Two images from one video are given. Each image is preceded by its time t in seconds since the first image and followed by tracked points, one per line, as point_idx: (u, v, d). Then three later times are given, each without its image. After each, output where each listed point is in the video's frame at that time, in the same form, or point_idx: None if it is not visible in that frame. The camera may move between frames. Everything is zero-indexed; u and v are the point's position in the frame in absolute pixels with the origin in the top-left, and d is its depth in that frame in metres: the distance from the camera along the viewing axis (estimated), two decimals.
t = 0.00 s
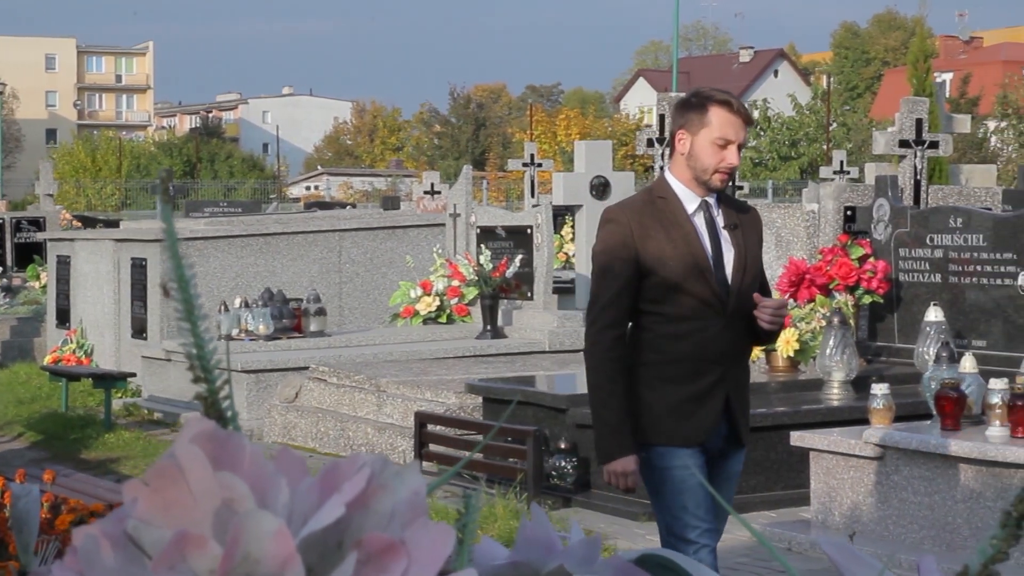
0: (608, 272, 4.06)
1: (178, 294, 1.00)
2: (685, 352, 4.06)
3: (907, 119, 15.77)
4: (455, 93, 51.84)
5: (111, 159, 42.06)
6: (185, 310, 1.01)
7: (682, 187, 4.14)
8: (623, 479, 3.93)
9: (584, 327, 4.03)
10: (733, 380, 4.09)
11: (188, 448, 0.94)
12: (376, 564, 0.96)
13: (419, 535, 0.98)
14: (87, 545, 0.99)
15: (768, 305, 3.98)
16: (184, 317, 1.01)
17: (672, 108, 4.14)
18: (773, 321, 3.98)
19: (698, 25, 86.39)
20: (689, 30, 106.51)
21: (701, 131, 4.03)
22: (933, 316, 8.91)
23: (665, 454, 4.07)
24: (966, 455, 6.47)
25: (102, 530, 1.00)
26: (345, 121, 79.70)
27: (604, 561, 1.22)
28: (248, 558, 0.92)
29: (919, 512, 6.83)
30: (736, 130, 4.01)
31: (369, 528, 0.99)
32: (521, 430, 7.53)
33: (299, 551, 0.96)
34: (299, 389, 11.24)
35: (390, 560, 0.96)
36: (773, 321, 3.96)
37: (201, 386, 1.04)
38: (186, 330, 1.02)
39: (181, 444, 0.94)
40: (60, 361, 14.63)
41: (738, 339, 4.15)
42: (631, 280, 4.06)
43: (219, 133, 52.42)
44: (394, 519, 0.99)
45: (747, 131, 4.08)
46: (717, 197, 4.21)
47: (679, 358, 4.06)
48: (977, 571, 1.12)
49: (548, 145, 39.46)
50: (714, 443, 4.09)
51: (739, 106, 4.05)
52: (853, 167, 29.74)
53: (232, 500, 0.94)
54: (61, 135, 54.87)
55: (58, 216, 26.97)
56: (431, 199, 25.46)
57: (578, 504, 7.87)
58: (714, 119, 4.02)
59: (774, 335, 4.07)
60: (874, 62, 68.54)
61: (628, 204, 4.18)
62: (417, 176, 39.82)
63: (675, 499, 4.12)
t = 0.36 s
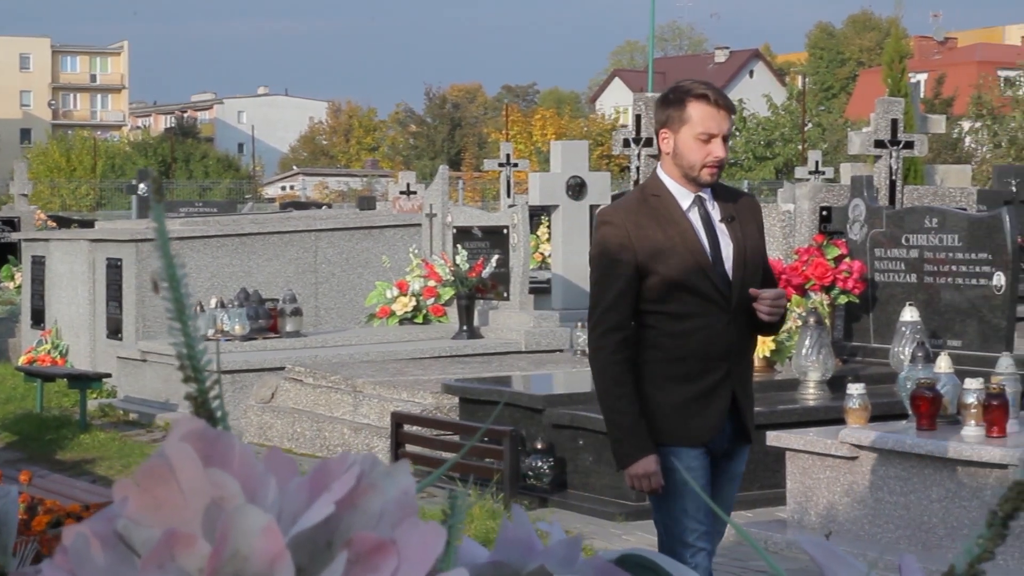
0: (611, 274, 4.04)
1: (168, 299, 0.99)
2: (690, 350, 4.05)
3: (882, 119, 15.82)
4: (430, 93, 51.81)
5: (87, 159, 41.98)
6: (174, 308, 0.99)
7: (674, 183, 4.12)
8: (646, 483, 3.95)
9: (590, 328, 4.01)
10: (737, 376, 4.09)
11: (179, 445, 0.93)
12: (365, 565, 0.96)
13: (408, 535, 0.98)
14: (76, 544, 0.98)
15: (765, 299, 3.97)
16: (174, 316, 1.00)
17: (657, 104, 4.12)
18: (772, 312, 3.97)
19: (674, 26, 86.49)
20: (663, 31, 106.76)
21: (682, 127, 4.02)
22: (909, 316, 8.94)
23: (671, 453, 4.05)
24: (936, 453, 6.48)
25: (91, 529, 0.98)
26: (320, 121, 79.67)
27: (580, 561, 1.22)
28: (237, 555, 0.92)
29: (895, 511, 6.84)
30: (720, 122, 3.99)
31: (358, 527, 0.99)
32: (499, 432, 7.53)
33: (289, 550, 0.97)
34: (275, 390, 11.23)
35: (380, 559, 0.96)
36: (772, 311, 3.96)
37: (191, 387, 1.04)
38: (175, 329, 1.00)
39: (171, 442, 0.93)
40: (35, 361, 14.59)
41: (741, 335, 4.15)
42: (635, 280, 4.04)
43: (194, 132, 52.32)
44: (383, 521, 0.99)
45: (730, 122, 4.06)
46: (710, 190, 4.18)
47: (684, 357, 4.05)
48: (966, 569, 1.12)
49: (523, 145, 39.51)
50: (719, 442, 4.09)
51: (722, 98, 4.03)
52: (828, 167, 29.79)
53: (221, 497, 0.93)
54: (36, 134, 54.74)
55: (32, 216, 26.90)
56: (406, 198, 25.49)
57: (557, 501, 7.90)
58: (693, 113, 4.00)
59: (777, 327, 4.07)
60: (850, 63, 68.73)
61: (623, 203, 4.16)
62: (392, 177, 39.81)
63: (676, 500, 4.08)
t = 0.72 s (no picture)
0: (599, 272, 3.96)
1: (153, 297, 1.00)
2: (681, 351, 3.95)
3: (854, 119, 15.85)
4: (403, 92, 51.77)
5: (59, 160, 41.87)
6: (158, 308, 1.00)
7: (668, 183, 4.05)
8: (633, 484, 3.85)
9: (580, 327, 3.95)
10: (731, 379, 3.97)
11: (164, 446, 0.95)
12: (352, 563, 0.98)
13: (394, 533, 1.00)
14: (62, 545, 0.99)
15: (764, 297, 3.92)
16: (158, 316, 1.01)
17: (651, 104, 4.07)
18: (771, 310, 3.91)
19: (647, 27, 86.60)
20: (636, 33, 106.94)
21: (673, 127, 3.95)
22: (881, 316, 8.98)
23: (659, 458, 3.94)
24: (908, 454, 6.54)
25: (78, 529, 1.00)
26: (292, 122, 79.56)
27: (558, 562, 1.23)
28: (224, 555, 0.95)
29: (867, 511, 6.84)
30: (709, 121, 3.90)
31: (344, 527, 1.01)
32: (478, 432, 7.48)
33: (276, 550, 0.99)
34: (247, 390, 11.21)
35: (366, 558, 0.97)
36: (772, 309, 3.89)
37: (176, 386, 1.04)
38: (161, 330, 1.01)
39: (158, 441, 0.95)
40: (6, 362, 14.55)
41: (736, 336, 4.03)
42: (624, 281, 3.96)
43: (166, 133, 52.25)
44: (369, 518, 1.01)
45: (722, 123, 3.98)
46: (705, 190, 4.10)
47: (674, 358, 3.95)
48: (946, 569, 1.12)
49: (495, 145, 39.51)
50: (714, 446, 3.96)
51: (713, 97, 3.94)
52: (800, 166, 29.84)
53: (208, 498, 0.96)
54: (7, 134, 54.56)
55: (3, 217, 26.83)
56: (379, 198, 25.48)
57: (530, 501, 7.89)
58: (684, 113, 3.93)
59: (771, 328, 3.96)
60: (822, 63, 68.91)
61: (616, 203, 4.08)
62: (365, 176, 39.77)
63: (661, 504, 3.97)
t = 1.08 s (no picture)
0: (565, 266, 3.84)
1: (141, 292, 0.98)
2: (645, 350, 3.78)
3: (828, 120, 15.89)
4: (377, 92, 51.73)
5: (32, 160, 41.76)
6: (147, 305, 0.98)
7: (645, 178, 3.91)
8: (584, 478, 3.64)
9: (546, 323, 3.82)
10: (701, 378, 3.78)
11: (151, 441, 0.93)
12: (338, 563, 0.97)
13: (381, 533, 0.93)
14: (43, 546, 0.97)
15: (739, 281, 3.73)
16: (146, 314, 0.99)
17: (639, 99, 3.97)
18: (748, 298, 3.72)
19: (622, 28, 86.74)
20: (611, 34, 107.21)
21: (657, 117, 3.86)
22: (856, 316, 9.01)
23: (624, 459, 3.79)
24: (882, 454, 6.57)
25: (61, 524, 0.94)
26: (267, 122, 79.48)
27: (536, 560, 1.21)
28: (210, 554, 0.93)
29: (842, 510, 6.84)
30: (693, 114, 3.82)
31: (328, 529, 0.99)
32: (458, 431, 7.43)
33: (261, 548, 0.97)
34: (222, 391, 11.19)
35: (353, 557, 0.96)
36: (749, 298, 3.71)
37: (165, 386, 1.01)
38: (150, 333, 1.00)
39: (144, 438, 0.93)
40: None
41: (709, 334, 3.84)
42: (589, 276, 3.82)
43: (139, 133, 52.17)
44: (356, 520, 0.94)
45: (707, 121, 3.89)
46: (686, 187, 3.94)
47: (640, 357, 3.79)
48: (934, 569, 1.12)
49: (470, 144, 39.55)
50: (683, 445, 3.77)
51: (702, 93, 3.86)
52: (774, 166, 29.87)
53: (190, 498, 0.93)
54: None
55: None
56: (354, 198, 25.48)
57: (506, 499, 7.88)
58: (669, 104, 3.84)
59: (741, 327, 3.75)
60: (797, 64, 69.09)
61: (592, 197, 3.95)
62: (339, 176, 39.73)
63: (629, 505, 3.83)
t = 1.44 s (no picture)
0: (547, 272, 3.87)
1: (131, 293, 1.01)
2: (623, 351, 3.76)
3: (805, 120, 15.91)
4: (354, 92, 51.65)
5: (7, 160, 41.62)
6: (139, 307, 1.01)
7: (625, 179, 3.89)
8: (562, 488, 3.70)
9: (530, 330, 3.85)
10: (680, 375, 3.70)
11: (144, 448, 0.96)
12: (332, 565, 0.99)
13: (373, 534, 1.01)
14: (42, 546, 0.98)
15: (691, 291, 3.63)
16: (139, 314, 1.02)
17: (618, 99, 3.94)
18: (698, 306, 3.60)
19: (598, 28, 86.80)
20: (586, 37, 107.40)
21: (631, 115, 3.82)
22: (833, 316, 9.02)
23: (604, 460, 3.77)
24: (861, 453, 6.58)
25: (53, 529, 1.00)
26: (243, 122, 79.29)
27: (520, 562, 1.22)
28: (205, 556, 0.95)
29: (820, 509, 6.85)
30: (667, 108, 3.78)
31: (324, 529, 1.01)
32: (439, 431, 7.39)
33: (256, 551, 0.99)
34: (200, 391, 11.17)
35: (346, 559, 0.99)
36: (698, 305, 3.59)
37: (156, 387, 1.05)
38: (145, 339, 1.04)
39: (137, 444, 0.96)
40: None
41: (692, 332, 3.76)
42: (570, 282, 3.83)
43: (115, 133, 52.03)
44: (349, 519, 1.01)
45: (685, 115, 3.84)
46: (667, 184, 3.90)
47: (619, 357, 3.77)
48: (922, 569, 1.14)
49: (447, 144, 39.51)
50: (664, 444, 3.70)
51: (677, 87, 3.82)
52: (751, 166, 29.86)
53: (186, 499, 0.95)
54: None
55: None
56: (331, 199, 25.46)
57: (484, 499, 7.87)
58: (643, 100, 3.81)
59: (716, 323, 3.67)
60: (773, 64, 69.15)
61: (577, 199, 3.96)
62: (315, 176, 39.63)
63: (610, 505, 3.80)
